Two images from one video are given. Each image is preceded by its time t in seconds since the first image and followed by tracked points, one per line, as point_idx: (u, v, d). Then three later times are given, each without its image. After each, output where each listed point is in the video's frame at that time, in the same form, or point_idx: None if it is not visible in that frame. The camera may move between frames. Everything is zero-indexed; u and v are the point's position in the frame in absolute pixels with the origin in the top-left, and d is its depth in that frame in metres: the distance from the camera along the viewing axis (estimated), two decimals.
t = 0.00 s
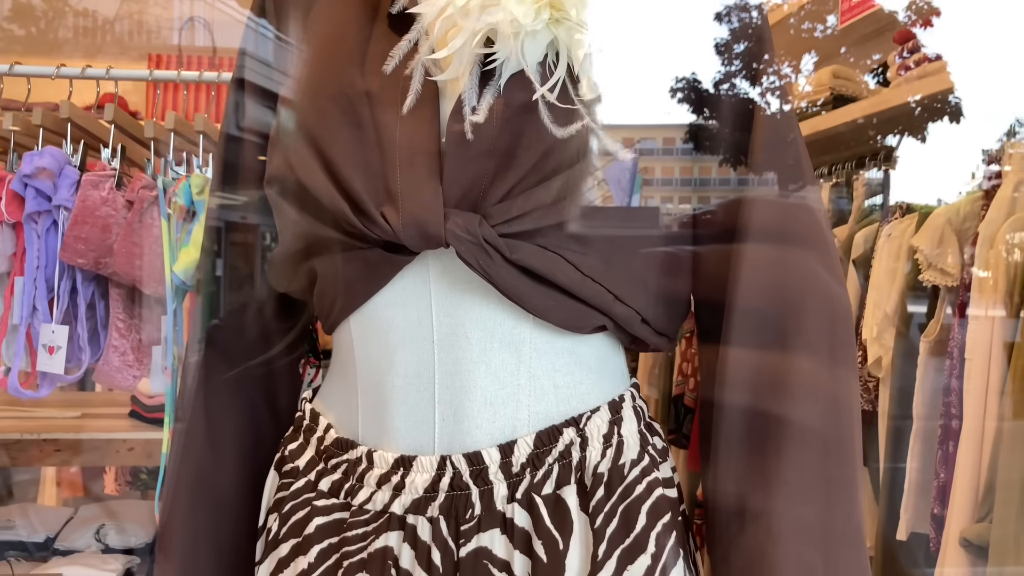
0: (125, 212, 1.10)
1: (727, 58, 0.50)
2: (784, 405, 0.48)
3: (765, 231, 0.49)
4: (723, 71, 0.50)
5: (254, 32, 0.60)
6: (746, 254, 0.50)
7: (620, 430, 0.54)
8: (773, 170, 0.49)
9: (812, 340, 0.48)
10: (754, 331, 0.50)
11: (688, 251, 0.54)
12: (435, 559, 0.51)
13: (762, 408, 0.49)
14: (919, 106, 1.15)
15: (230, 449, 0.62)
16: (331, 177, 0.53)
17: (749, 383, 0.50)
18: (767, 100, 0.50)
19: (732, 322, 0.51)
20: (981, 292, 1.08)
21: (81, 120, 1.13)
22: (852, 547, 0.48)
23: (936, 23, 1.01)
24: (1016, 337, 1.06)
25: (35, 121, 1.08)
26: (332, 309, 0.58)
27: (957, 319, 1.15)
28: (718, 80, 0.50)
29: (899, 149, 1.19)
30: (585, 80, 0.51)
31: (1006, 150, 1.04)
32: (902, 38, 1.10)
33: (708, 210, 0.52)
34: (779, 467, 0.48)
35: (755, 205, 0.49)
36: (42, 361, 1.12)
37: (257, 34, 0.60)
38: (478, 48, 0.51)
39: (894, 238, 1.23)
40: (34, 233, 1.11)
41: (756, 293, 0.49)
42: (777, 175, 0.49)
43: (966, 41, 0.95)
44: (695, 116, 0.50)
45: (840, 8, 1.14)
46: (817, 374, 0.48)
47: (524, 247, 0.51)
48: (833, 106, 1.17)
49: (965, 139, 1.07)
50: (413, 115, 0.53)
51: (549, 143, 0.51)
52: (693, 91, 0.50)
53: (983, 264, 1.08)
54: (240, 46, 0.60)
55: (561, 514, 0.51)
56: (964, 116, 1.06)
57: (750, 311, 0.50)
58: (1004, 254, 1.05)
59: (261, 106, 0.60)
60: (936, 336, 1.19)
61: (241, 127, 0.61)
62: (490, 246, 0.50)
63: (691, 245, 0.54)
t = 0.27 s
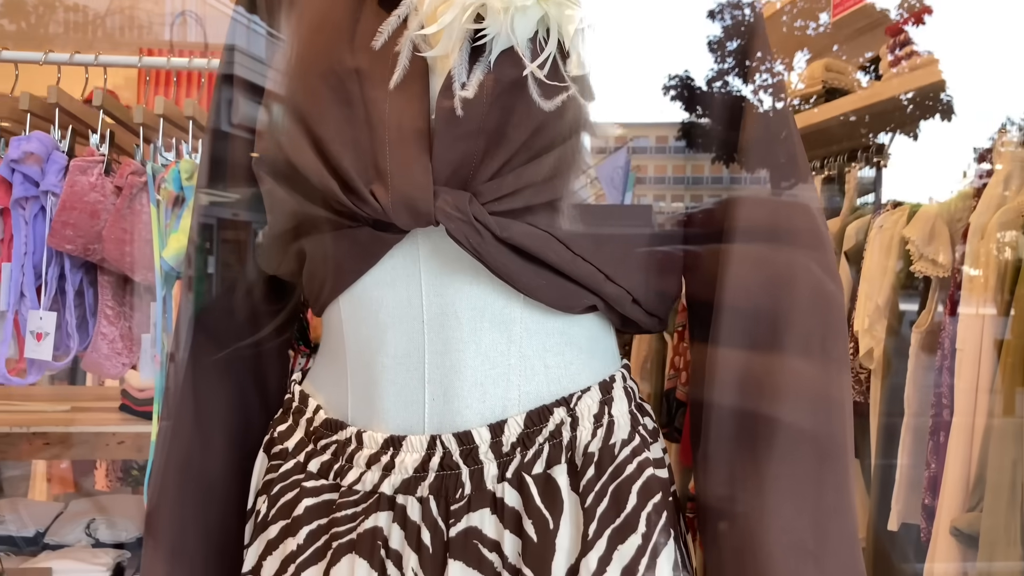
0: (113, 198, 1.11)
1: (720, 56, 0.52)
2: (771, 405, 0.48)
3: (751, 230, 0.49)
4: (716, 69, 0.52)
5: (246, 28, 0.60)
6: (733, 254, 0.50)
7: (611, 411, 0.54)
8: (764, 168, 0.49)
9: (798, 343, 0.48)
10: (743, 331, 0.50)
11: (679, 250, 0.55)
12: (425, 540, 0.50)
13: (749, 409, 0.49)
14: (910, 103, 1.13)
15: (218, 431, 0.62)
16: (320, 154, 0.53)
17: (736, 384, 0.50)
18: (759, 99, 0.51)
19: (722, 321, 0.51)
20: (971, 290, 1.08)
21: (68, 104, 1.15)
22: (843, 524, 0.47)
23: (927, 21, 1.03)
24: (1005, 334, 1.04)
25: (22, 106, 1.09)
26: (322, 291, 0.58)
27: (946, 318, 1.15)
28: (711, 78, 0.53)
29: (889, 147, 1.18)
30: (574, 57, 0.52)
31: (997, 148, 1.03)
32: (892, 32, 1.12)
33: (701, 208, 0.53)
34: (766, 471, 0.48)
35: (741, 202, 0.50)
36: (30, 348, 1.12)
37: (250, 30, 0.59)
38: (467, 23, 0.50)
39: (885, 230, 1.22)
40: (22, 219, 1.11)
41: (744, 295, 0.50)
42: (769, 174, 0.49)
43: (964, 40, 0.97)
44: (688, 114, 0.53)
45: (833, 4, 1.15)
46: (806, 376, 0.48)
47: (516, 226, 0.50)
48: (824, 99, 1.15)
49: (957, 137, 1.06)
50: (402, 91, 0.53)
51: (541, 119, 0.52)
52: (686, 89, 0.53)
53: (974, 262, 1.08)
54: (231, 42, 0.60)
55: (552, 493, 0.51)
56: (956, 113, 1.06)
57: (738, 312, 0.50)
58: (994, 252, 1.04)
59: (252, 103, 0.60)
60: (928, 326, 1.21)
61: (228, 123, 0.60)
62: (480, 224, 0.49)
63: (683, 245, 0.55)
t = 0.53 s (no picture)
0: (106, 182, 1.18)
1: (715, 50, 0.51)
2: (764, 400, 0.47)
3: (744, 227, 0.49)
4: (711, 64, 0.51)
5: (239, 23, 0.59)
6: (727, 250, 0.49)
7: (606, 388, 0.54)
8: (759, 163, 0.48)
9: (793, 339, 0.47)
10: (736, 328, 0.49)
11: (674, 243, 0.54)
12: (421, 517, 0.51)
13: (742, 405, 0.48)
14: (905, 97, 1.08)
15: (213, 412, 0.62)
16: (314, 132, 0.53)
17: (729, 380, 0.49)
18: (754, 93, 0.49)
19: (716, 317, 0.50)
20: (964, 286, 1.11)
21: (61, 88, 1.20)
22: (838, 502, 0.47)
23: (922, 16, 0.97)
24: (998, 329, 1.06)
25: (15, 90, 1.15)
26: (317, 271, 0.58)
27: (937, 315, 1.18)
28: (706, 73, 0.51)
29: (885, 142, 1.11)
30: (568, 30, 0.51)
31: (990, 144, 1.02)
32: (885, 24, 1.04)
33: (697, 204, 0.52)
34: (761, 465, 0.47)
35: (734, 199, 0.49)
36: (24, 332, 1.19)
37: (243, 26, 0.58)
38: None
39: (880, 219, 1.21)
40: (14, 204, 1.18)
41: (737, 292, 0.49)
42: (764, 169, 0.48)
43: (961, 43, 0.93)
44: (682, 109, 0.51)
45: None
46: (799, 370, 0.47)
47: (510, 203, 0.50)
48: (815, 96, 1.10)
49: (950, 134, 1.03)
50: (395, 66, 0.53)
51: (536, 94, 0.51)
52: (681, 84, 0.51)
53: (967, 258, 1.10)
54: (223, 37, 0.59)
55: (547, 471, 0.51)
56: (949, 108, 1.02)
57: (731, 308, 0.49)
58: (988, 249, 1.07)
59: (244, 99, 0.59)
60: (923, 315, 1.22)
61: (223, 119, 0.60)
62: (475, 200, 0.50)
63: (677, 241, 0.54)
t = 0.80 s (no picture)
0: (102, 166, 1.18)
1: (712, 45, 0.51)
2: (756, 396, 0.47)
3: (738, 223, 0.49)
4: (708, 58, 0.52)
5: (236, 16, 0.60)
6: (721, 245, 0.49)
7: (603, 367, 0.54)
8: (757, 157, 0.49)
9: (790, 336, 0.47)
10: (730, 324, 0.49)
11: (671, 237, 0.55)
12: (417, 496, 0.51)
13: (734, 401, 0.48)
14: (903, 94, 1.11)
15: (210, 393, 0.61)
16: (311, 110, 0.53)
17: (723, 375, 0.49)
18: (750, 86, 0.49)
19: (711, 312, 0.50)
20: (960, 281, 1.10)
21: (55, 73, 1.21)
22: (833, 480, 0.47)
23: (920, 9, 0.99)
24: (993, 323, 1.06)
25: (11, 74, 1.16)
26: (314, 249, 0.58)
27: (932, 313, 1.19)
28: (702, 67, 0.52)
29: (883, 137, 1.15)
30: (565, 6, 0.53)
31: (987, 139, 1.03)
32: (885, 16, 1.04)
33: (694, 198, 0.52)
34: (756, 461, 0.46)
35: (729, 193, 0.49)
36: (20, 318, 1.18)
37: (240, 19, 0.59)
38: None
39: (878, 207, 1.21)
40: (10, 189, 1.17)
41: (731, 287, 0.49)
42: (761, 162, 0.49)
43: (960, 44, 0.95)
44: (679, 103, 0.52)
45: None
46: (792, 365, 0.47)
47: (506, 180, 0.50)
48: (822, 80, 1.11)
49: (947, 128, 1.04)
50: (391, 44, 0.52)
51: (531, 73, 0.51)
52: (678, 79, 0.52)
53: (964, 252, 1.10)
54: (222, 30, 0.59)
55: (544, 449, 0.51)
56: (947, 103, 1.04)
57: (725, 304, 0.49)
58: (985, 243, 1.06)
59: (239, 91, 0.59)
60: (920, 302, 1.22)
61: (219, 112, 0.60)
62: (472, 177, 0.49)
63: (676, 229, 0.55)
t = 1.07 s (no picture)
0: (101, 149, 1.18)
1: (711, 38, 0.51)
2: (752, 390, 0.47)
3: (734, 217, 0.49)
4: (707, 52, 0.51)
5: (233, 8, 0.57)
6: (719, 240, 0.50)
7: (602, 343, 0.54)
8: (756, 151, 0.49)
9: (788, 333, 0.47)
10: (727, 319, 0.50)
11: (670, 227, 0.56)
12: (417, 472, 0.51)
13: (729, 395, 0.49)
14: (903, 87, 1.11)
15: (209, 372, 0.61)
16: (310, 85, 0.53)
17: (722, 368, 0.49)
18: (750, 81, 0.49)
19: (710, 305, 0.51)
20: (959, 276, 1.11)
21: (53, 55, 1.21)
22: (832, 456, 0.47)
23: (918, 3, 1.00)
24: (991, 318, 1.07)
25: (8, 56, 1.15)
26: (314, 226, 0.57)
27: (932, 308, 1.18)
28: (702, 61, 0.51)
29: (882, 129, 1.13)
30: None
31: (987, 133, 1.05)
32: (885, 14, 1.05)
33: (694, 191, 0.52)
34: (754, 456, 0.47)
35: (726, 186, 0.50)
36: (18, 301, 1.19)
37: (239, 12, 0.57)
38: None
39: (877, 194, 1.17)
40: (8, 171, 1.17)
41: (730, 282, 0.50)
42: (761, 156, 0.49)
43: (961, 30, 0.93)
44: (678, 97, 0.51)
45: None
46: (790, 358, 0.47)
47: (503, 153, 0.50)
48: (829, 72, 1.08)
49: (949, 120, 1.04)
50: (391, 18, 0.52)
51: (531, 46, 0.51)
52: (677, 72, 0.51)
53: (963, 247, 1.10)
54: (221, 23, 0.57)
55: (543, 425, 0.51)
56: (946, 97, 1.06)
57: (723, 298, 0.50)
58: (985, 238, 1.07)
59: (239, 86, 0.58)
60: (920, 288, 1.21)
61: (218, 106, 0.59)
62: (471, 152, 0.49)
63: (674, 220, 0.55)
